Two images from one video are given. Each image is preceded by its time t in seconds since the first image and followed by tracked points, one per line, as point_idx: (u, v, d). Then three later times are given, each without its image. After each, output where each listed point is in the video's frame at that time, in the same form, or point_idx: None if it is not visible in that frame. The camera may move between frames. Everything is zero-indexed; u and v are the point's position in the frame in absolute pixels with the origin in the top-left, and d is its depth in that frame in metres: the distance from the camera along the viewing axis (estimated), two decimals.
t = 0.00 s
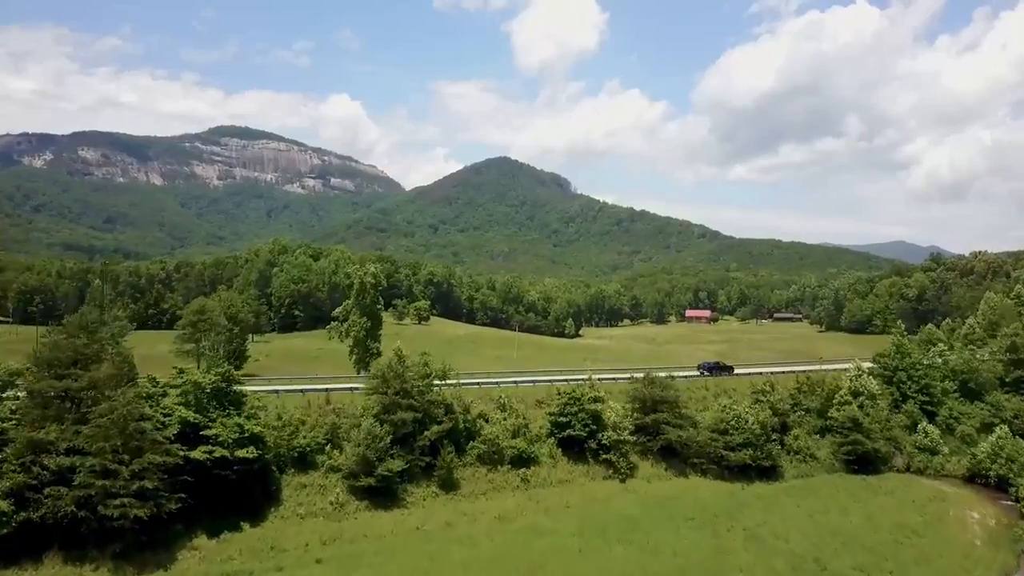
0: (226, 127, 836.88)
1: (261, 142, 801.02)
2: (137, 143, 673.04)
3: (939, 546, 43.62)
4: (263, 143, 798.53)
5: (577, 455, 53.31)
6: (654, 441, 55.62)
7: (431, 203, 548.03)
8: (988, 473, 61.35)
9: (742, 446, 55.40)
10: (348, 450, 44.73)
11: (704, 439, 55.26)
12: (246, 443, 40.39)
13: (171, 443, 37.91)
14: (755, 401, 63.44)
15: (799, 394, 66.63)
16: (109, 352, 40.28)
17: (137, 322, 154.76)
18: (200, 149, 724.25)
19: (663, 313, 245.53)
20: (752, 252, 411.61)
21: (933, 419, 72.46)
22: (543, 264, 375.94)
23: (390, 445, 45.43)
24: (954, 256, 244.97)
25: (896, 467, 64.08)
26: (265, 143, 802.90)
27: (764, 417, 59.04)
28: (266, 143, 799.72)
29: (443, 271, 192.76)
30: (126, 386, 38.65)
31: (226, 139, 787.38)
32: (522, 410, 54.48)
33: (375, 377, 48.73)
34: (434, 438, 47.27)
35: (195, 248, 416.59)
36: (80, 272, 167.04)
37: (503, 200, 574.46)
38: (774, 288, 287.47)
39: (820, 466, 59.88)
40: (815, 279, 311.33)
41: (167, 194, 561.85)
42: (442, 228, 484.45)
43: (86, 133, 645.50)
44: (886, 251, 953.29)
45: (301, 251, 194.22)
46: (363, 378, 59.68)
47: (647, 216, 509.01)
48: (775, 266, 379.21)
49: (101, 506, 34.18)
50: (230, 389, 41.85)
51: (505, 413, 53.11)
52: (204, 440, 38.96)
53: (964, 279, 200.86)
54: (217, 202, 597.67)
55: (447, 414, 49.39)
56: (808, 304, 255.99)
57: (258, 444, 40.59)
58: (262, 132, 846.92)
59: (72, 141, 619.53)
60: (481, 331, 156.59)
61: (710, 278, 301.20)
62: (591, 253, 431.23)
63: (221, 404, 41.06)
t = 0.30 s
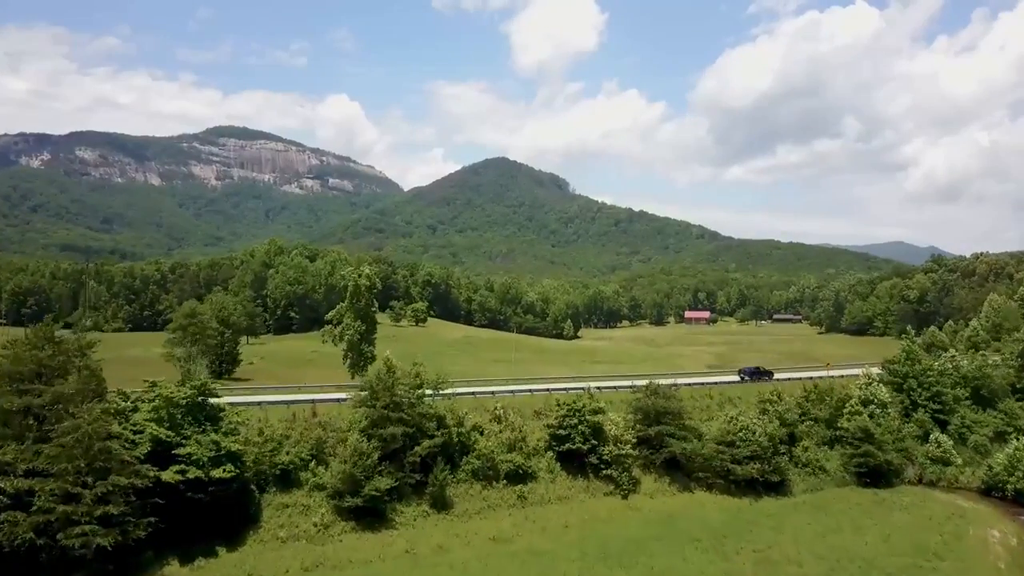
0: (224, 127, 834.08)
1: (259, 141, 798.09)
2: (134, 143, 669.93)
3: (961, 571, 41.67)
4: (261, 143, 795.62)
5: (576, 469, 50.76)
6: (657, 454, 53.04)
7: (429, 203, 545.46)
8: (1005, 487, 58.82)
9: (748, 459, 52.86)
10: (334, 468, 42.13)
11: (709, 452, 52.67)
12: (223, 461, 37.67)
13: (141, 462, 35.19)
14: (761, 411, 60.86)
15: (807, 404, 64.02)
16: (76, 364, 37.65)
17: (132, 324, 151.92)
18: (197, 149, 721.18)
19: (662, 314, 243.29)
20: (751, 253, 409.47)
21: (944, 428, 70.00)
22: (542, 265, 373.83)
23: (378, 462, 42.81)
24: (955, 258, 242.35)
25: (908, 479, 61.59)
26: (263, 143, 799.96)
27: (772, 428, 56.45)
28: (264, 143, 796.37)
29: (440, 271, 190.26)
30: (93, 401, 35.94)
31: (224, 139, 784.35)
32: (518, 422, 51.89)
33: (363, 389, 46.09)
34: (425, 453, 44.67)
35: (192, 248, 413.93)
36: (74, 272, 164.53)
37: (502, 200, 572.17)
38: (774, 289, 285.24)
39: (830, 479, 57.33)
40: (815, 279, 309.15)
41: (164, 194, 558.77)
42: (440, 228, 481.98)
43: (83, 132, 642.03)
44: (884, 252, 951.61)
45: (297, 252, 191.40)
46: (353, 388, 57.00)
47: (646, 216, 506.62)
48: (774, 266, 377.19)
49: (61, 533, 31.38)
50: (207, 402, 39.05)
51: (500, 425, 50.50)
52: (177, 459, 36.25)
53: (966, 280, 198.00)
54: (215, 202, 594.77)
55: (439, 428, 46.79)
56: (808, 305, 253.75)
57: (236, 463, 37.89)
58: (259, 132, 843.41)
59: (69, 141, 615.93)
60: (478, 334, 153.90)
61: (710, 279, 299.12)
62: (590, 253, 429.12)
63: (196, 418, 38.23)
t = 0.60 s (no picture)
0: (223, 127, 832.15)
1: (258, 141, 795.85)
2: (133, 143, 667.89)
3: None
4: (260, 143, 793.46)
5: (577, 482, 48.47)
6: (662, 466, 50.73)
7: (428, 203, 543.25)
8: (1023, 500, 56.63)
9: (756, 472, 50.62)
10: (321, 484, 39.82)
11: (716, 464, 50.34)
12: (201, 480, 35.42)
13: (111, 483, 32.89)
14: (769, 420, 58.53)
15: (815, 412, 61.68)
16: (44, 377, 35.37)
17: (128, 326, 149.45)
18: (196, 150, 719.02)
19: (662, 315, 241.14)
20: (751, 253, 407.41)
21: (956, 437, 67.74)
22: (541, 265, 371.96)
23: (367, 478, 40.49)
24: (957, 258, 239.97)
25: (921, 491, 59.29)
26: (263, 143, 797.80)
27: (781, 439, 54.14)
28: (263, 143, 793.89)
29: (439, 272, 188.17)
30: (60, 417, 33.63)
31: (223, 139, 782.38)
32: (516, 434, 49.56)
33: (352, 400, 43.76)
34: (418, 468, 42.39)
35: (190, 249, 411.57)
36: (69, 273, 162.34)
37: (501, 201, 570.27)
38: (774, 289, 283.09)
39: (841, 491, 55.07)
40: (816, 280, 307.02)
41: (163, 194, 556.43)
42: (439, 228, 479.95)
43: (82, 133, 639.81)
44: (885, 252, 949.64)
45: (295, 253, 189.14)
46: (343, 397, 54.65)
47: (645, 217, 504.51)
48: (774, 266, 375.13)
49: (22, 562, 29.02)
50: (184, 417, 36.68)
51: (497, 438, 48.16)
52: (151, 479, 33.97)
53: (969, 281, 195.22)
54: (213, 202, 592.41)
55: (432, 442, 44.49)
56: (809, 306, 251.67)
57: (215, 482, 35.62)
58: (258, 132, 840.74)
59: (68, 141, 613.56)
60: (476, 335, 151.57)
61: (710, 279, 297.12)
62: (590, 254, 427.07)
63: (172, 434, 35.91)
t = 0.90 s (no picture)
0: (223, 128, 830.64)
1: (257, 142, 793.44)
2: (133, 143, 665.71)
3: None
4: (260, 143, 791.31)
5: (577, 500, 45.93)
6: (666, 482, 48.22)
7: (428, 203, 541.01)
8: None
9: (767, 487, 48.14)
10: (303, 507, 37.26)
11: (724, 481, 47.80)
12: (171, 506, 32.70)
13: (72, 511, 30.22)
14: (778, 432, 56.02)
15: (826, 423, 59.04)
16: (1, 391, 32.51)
17: (125, 327, 144.80)
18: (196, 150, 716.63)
19: (663, 315, 238.79)
20: (751, 253, 405.31)
21: (971, 448, 65.15)
22: (541, 266, 369.76)
23: (352, 500, 37.98)
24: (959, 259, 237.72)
25: (937, 506, 56.68)
26: (263, 143, 794.93)
27: (792, 453, 51.58)
28: (263, 143, 791.50)
29: (438, 273, 185.72)
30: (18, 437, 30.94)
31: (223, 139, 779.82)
32: (513, 449, 46.95)
33: (339, 415, 41.17)
34: (408, 488, 39.81)
35: (189, 249, 408.90)
36: (65, 274, 159.82)
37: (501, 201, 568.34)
38: (775, 290, 280.36)
39: (854, 508, 52.51)
40: (817, 280, 304.72)
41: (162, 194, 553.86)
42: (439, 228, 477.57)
43: (82, 133, 637.83)
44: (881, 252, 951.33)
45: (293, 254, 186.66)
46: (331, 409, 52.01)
47: (645, 217, 502.21)
48: (774, 267, 373.05)
49: None
50: (154, 436, 33.99)
51: (494, 454, 45.49)
52: (117, 505, 31.27)
53: (973, 283, 192.44)
54: (213, 203, 589.78)
55: (424, 460, 41.86)
56: (810, 307, 249.25)
57: (187, 507, 32.98)
58: (258, 132, 838.00)
59: (67, 141, 611.51)
60: (475, 338, 149.11)
61: (711, 280, 294.95)
62: (590, 254, 424.60)
63: (140, 455, 33.28)
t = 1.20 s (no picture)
0: (223, 128, 829.57)
1: (257, 141, 791.90)
2: (133, 143, 664.32)
3: None
4: (260, 143, 789.84)
5: (577, 517, 43.65)
6: (670, 497, 45.98)
7: (427, 203, 538.97)
8: None
9: (776, 503, 45.89)
10: (286, 529, 34.99)
11: (731, 496, 45.56)
12: (141, 531, 30.36)
13: (30, 538, 27.92)
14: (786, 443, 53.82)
15: (836, 433, 56.79)
16: None
17: (122, 328, 142.09)
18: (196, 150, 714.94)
19: (663, 316, 236.75)
20: (751, 253, 403.43)
21: (985, 458, 62.92)
22: (541, 266, 367.85)
23: (338, 521, 35.73)
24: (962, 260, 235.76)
25: (951, 520, 54.40)
26: (263, 143, 793.39)
27: (803, 466, 49.28)
28: (263, 143, 789.58)
29: (437, 274, 183.66)
30: None
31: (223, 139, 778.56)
32: (510, 463, 44.71)
33: (326, 429, 38.92)
34: (399, 506, 37.58)
35: (188, 250, 406.94)
36: (62, 274, 157.79)
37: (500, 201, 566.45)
38: (776, 291, 277.63)
39: (867, 523, 50.21)
40: (817, 281, 302.99)
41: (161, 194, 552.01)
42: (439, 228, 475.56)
43: (83, 133, 636.14)
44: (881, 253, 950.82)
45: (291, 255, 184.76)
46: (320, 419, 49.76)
47: (645, 217, 500.19)
48: (775, 267, 371.19)
49: None
50: (123, 455, 31.58)
51: (489, 468, 43.28)
52: (79, 532, 28.93)
53: (976, 284, 189.87)
54: (212, 203, 587.94)
55: (415, 476, 39.62)
56: (811, 308, 247.20)
57: (157, 533, 30.64)
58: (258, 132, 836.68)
59: (66, 141, 610.23)
60: (474, 339, 146.83)
61: (712, 281, 293.08)
62: (590, 254, 422.64)
63: (108, 476, 30.94)
